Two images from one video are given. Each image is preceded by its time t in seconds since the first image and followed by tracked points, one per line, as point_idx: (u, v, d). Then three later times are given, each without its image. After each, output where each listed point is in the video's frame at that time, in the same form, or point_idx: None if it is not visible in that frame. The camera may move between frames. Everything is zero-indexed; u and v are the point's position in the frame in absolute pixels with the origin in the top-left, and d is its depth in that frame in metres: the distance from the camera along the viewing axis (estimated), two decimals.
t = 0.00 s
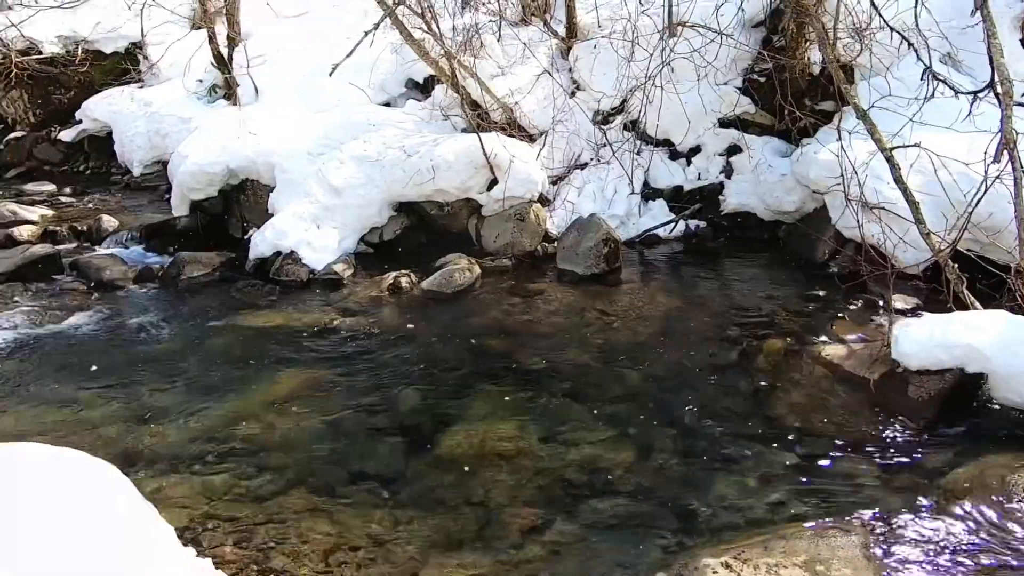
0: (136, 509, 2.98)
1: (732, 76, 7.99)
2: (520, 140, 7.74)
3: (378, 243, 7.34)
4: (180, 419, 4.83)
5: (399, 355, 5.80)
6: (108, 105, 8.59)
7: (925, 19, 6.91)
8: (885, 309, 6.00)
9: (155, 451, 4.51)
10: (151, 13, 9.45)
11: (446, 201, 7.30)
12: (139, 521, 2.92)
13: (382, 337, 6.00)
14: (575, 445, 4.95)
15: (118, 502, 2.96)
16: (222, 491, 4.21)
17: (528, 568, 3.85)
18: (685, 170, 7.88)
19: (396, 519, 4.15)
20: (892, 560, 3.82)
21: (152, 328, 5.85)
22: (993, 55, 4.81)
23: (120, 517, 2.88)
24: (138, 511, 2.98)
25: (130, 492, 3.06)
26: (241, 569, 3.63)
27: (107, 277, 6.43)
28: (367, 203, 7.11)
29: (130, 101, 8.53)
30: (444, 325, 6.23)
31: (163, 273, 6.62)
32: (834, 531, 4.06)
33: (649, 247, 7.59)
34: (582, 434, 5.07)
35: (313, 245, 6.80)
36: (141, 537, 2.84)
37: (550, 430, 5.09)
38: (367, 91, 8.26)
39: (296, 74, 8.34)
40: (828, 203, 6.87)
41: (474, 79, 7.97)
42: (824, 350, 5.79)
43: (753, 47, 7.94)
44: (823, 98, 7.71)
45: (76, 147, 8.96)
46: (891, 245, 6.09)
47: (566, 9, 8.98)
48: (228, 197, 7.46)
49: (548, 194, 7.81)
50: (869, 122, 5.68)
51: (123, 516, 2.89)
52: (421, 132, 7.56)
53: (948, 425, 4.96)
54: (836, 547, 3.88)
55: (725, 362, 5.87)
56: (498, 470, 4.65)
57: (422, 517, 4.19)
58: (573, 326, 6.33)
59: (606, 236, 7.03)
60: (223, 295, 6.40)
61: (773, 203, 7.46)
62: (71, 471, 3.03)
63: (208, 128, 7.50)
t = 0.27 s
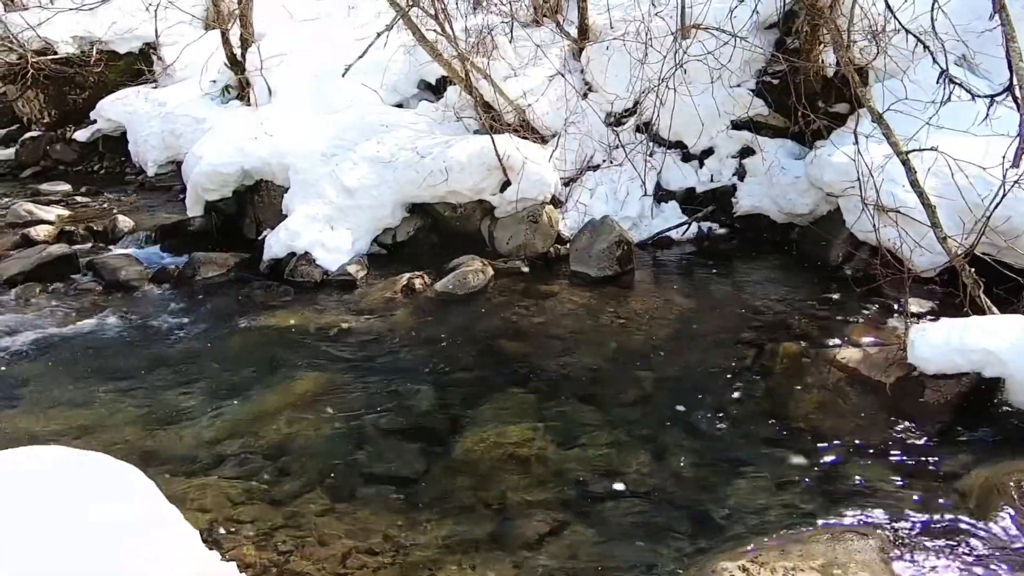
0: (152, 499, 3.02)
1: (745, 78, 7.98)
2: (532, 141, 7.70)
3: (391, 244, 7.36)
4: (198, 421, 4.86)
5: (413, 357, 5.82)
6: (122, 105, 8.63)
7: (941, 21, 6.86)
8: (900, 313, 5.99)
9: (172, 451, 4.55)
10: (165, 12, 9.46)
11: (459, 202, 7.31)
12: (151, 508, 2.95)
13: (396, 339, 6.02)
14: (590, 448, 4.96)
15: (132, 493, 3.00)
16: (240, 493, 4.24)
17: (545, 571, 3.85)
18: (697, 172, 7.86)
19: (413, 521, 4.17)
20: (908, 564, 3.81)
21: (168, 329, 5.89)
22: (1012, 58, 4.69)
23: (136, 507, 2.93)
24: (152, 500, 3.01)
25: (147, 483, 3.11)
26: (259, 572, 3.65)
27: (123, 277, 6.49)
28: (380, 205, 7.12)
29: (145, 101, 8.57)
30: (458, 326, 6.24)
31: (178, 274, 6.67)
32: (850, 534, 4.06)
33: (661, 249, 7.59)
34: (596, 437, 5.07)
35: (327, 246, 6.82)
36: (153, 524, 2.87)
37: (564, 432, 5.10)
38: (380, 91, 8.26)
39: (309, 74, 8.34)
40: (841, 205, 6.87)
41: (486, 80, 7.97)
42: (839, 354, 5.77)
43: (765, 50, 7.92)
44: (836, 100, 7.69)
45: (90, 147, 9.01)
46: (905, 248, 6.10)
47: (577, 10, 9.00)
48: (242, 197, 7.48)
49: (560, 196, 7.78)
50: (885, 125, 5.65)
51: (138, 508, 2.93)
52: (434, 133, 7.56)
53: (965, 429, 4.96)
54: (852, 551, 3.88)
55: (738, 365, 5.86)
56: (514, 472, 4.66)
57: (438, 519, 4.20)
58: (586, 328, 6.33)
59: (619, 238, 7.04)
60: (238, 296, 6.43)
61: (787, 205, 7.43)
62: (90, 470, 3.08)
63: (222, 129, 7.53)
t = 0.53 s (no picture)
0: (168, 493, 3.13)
1: (758, 80, 7.97)
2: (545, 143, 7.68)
3: (404, 246, 7.36)
4: (214, 422, 4.90)
5: (428, 358, 5.84)
6: (136, 105, 8.66)
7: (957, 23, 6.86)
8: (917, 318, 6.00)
9: (189, 451, 4.59)
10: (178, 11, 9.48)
11: (472, 204, 7.31)
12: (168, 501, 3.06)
13: (410, 340, 6.04)
14: (605, 450, 4.96)
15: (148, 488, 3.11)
16: (257, 493, 4.27)
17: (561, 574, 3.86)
18: (709, 174, 7.84)
19: (430, 523, 4.18)
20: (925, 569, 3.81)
21: (183, 329, 5.94)
22: None
23: (153, 501, 3.04)
24: (168, 495, 3.12)
25: (157, 478, 3.23)
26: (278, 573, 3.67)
27: (138, 277, 6.54)
28: (393, 206, 7.14)
29: (158, 101, 8.60)
30: (471, 328, 6.26)
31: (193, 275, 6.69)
32: (867, 538, 4.06)
33: (674, 251, 7.57)
34: (611, 440, 5.08)
35: (341, 247, 6.84)
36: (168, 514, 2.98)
37: (579, 435, 5.11)
38: (392, 93, 8.26)
39: (321, 75, 8.35)
40: (855, 209, 6.86)
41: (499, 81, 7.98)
42: (854, 356, 5.78)
43: (779, 52, 7.91)
44: (850, 103, 7.68)
45: (105, 146, 9.06)
46: (921, 253, 6.10)
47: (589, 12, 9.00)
48: (255, 197, 7.49)
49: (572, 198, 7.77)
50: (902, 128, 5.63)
51: (154, 502, 3.04)
52: (447, 134, 7.57)
53: (981, 434, 4.96)
54: (869, 555, 3.88)
55: (752, 368, 5.86)
56: (529, 474, 4.67)
57: (455, 521, 4.22)
58: (600, 330, 6.34)
59: (633, 240, 7.04)
60: (252, 296, 6.48)
61: (800, 208, 7.48)
62: (110, 471, 3.21)
63: (236, 129, 7.57)
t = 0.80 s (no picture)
0: (185, 491, 3.27)
1: (771, 83, 7.96)
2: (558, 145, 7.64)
3: (416, 247, 7.38)
4: (229, 423, 4.96)
5: (441, 361, 5.87)
6: (149, 106, 8.69)
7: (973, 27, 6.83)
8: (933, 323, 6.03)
9: (205, 453, 4.63)
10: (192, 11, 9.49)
11: (484, 207, 7.31)
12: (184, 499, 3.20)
13: (423, 343, 6.07)
14: (619, 453, 4.96)
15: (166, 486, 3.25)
16: (272, 495, 4.30)
17: None
18: (722, 176, 7.87)
19: (445, 526, 4.18)
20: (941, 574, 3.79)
21: (200, 332, 6.02)
22: None
23: (174, 499, 3.19)
24: (185, 494, 3.26)
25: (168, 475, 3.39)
26: None
27: (155, 278, 6.65)
28: (406, 207, 7.16)
29: (172, 102, 8.64)
30: (485, 330, 6.29)
31: (208, 276, 6.80)
32: (882, 542, 4.05)
33: (686, 254, 7.56)
34: (625, 443, 5.07)
35: (354, 249, 6.89)
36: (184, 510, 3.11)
37: (593, 438, 5.11)
38: (404, 94, 8.24)
39: (334, 76, 8.35)
40: (870, 212, 6.89)
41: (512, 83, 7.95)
42: (869, 360, 5.83)
43: (792, 54, 7.88)
44: (865, 104, 7.63)
45: (119, 146, 9.12)
46: (938, 257, 6.19)
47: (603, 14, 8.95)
48: (270, 199, 7.55)
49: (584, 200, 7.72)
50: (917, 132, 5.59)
51: (172, 498, 3.18)
52: (460, 135, 7.56)
53: (997, 439, 4.93)
54: (885, 559, 3.87)
55: (765, 372, 5.85)
56: (543, 477, 4.68)
57: (470, 524, 4.22)
58: (613, 333, 6.35)
59: (646, 242, 7.03)
60: (266, 298, 6.57)
61: (813, 210, 7.46)
62: (130, 469, 3.34)
63: (250, 131, 7.60)
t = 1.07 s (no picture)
0: (206, 491, 3.49)
1: (783, 85, 7.95)
2: (569, 147, 7.64)
3: (428, 249, 7.39)
4: (246, 426, 5.04)
5: (455, 364, 5.90)
6: (163, 106, 8.74)
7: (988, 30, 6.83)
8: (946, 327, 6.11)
9: (222, 456, 4.70)
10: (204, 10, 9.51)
11: (496, 209, 7.34)
12: (206, 496, 3.41)
13: (437, 346, 6.11)
14: (632, 457, 4.97)
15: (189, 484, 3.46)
16: (288, 497, 4.34)
17: None
18: (734, 179, 7.85)
19: (460, 530, 4.20)
20: None
21: (213, 336, 6.09)
22: None
23: (193, 495, 3.39)
24: (205, 492, 3.47)
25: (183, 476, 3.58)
26: None
27: (170, 279, 6.71)
28: (419, 209, 7.20)
29: (186, 103, 8.68)
30: (499, 334, 6.32)
31: (223, 277, 6.86)
32: (897, 546, 4.04)
33: (699, 257, 7.55)
34: (639, 447, 5.08)
35: (367, 251, 6.93)
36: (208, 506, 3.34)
37: (606, 441, 5.13)
38: (416, 95, 8.25)
39: (346, 78, 8.37)
40: (883, 215, 6.89)
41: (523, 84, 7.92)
42: (883, 365, 5.81)
43: (805, 57, 7.86)
44: (879, 107, 7.61)
45: (133, 147, 9.17)
46: (952, 262, 6.16)
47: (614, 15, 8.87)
48: (282, 200, 7.58)
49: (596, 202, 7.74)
50: (933, 136, 5.57)
51: (197, 494, 3.40)
52: (472, 137, 7.58)
53: (1012, 444, 4.92)
54: (900, 564, 3.86)
55: (779, 376, 5.85)
56: (557, 480, 4.69)
57: (486, 528, 4.24)
58: (626, 336, 6.36)
59: (658, 245, 7.04)
60: (281, 300, 6.63)
61: (826, 213, 7.44)
62: (152, 473, 3.52)
63: (264, 132, 7.64)
